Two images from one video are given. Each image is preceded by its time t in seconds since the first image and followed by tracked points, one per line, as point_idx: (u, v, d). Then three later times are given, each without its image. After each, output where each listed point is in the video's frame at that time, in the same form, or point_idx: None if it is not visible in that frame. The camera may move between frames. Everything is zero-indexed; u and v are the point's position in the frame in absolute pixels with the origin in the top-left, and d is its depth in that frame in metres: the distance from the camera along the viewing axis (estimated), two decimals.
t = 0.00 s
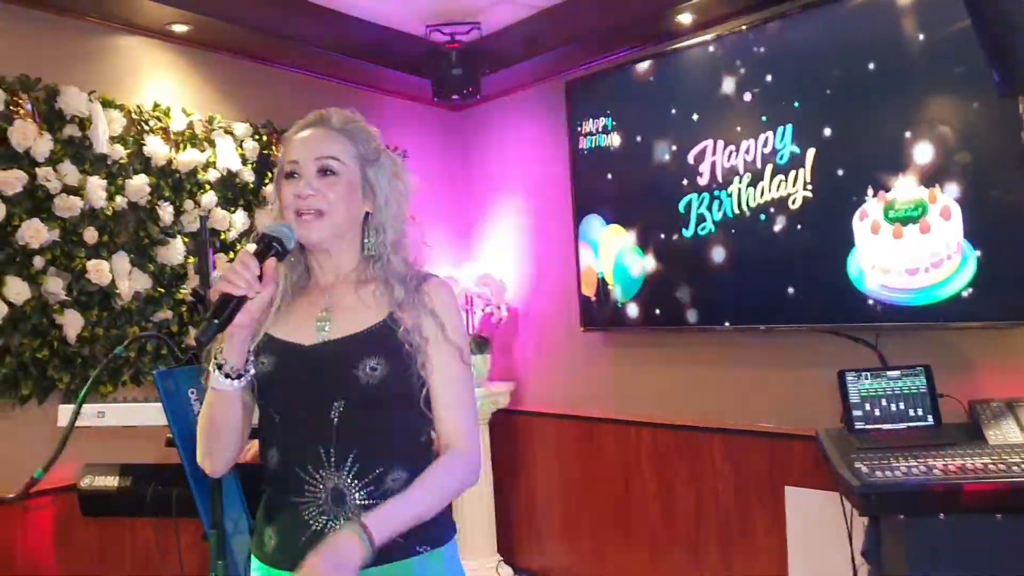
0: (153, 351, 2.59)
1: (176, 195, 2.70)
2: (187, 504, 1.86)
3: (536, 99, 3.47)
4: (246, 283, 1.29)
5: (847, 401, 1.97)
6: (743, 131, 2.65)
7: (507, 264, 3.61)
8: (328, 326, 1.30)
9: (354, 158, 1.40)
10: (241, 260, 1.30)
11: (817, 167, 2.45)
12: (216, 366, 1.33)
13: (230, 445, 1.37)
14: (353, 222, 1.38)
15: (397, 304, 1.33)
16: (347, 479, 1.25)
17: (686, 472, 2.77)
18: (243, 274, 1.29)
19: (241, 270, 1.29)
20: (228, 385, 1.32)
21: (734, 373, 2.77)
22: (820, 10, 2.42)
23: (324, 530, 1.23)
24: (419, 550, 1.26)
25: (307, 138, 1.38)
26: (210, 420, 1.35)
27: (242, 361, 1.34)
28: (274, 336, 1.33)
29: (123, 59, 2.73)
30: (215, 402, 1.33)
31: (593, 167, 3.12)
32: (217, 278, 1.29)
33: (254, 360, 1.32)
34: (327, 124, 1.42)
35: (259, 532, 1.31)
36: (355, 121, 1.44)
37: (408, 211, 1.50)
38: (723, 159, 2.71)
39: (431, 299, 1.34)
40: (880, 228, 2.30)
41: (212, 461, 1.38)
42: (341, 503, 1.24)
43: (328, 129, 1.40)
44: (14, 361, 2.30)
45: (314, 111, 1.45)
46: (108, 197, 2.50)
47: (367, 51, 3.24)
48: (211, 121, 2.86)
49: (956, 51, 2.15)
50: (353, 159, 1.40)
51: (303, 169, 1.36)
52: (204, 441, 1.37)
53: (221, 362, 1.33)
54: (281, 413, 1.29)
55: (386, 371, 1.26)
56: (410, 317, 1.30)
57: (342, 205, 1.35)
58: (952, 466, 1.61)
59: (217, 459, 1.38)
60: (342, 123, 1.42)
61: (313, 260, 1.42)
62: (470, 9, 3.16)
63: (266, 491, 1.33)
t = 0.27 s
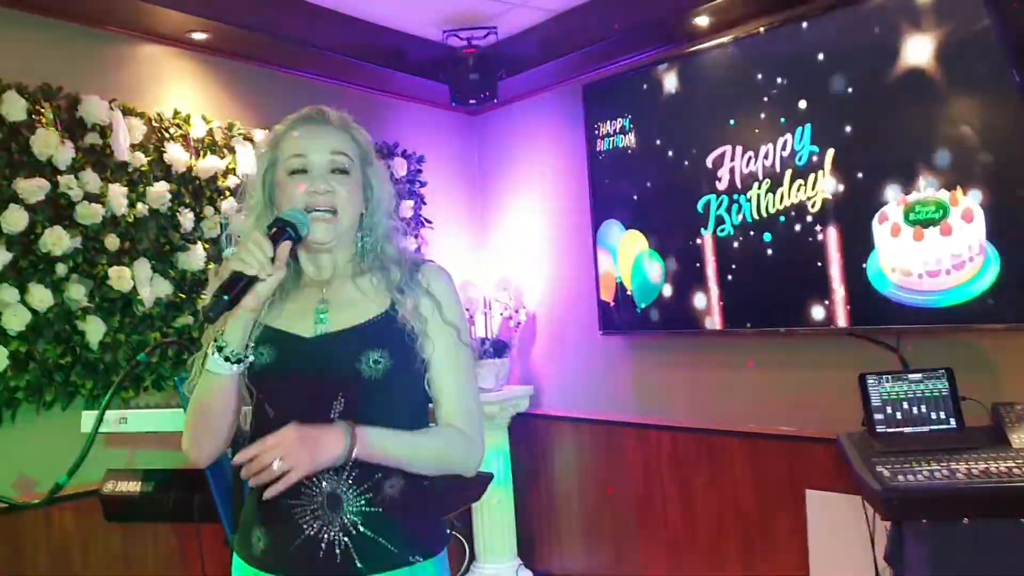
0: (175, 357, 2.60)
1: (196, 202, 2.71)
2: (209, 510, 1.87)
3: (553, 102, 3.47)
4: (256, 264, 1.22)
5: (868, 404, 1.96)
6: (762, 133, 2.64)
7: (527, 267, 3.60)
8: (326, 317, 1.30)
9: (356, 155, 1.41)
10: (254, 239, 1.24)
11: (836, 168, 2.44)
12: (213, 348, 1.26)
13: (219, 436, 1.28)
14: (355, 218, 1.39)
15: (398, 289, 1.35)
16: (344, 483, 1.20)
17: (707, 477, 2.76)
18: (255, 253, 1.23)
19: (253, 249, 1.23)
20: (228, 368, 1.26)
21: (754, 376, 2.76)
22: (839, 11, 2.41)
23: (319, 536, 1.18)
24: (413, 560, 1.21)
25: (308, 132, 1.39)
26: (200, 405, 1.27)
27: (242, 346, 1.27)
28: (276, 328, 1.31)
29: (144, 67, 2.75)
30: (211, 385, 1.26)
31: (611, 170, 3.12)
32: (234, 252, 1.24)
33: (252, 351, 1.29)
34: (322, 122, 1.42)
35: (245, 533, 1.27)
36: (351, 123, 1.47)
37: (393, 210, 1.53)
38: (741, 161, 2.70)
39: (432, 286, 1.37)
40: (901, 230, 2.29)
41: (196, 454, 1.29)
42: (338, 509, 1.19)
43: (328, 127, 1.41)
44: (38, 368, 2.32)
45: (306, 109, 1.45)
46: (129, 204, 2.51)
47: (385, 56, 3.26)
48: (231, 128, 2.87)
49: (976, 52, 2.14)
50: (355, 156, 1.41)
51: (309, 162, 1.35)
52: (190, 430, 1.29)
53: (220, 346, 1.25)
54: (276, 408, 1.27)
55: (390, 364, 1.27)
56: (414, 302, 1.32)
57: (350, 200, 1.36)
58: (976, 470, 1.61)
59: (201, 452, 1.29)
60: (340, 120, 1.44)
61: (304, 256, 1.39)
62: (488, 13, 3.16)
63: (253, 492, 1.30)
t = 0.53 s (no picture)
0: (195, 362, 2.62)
1: (216, 207, 2.73)
2: (229, 514, 1.87)
3: (571, 105, 3.48)
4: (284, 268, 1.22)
5: (890, 407, 1.95)
6: (780, 135, 2.63)
7: (541, 270, 3.62)
8: (341, 337, 1.29)
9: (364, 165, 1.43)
10: (283, 243, 1.23)
11: (855, 170, 2.43)
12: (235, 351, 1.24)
13: (228, 448, 1.25)
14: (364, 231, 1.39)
15: (412, 312, 1.37)
16: (358, 503, 1.22)
17: (727, 480, 2.75)
18: (288, 257, 1.22)
19: (284, 253, 1.22)
20: (250, 376, 1.22)
21: (774, 379, 2.74)
22: (857, 12, 2.40)
23: (329, 555, 1.20)
24: None
25: (314, 143, 1.40)
26: (214, 410, 1.24)
27: (265, 354, 1.24)
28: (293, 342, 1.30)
29: (163, 73, 2.77)
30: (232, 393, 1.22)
31: (628, 173, 3.11)
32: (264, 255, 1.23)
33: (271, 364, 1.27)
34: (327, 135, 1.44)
35: (245, 548, 1.24)
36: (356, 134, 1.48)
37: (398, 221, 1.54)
38: (760, 163, 2.69)
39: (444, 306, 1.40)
40: (921, 231, 2.28)
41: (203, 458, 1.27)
42: (351, 528, 1.20)
43: (335, 138, 1.42)
44: (60, 373, 2.34)
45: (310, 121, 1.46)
46: (149, 210, 2.53)
47: (403, 61, 3.27)
48: (250, 133, 2.89)
49: (997, 51, 2.13)
50: (364, 166, 1.43)
51: (318, 174, 1.37)
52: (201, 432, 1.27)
53: (245, 353, 1.23)
54: (291, 425, 1.25)
55: (411, 387, 1.28)
56: (429, 322, 1.35)
57: (360, 209, 1.37)
58: (1000, 473, 1.60)
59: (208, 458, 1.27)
60: (344, 131, 1.46)
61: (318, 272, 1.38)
62: (504, 17, 3.16)
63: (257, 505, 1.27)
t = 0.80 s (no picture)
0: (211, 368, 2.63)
1: (231, 215, 2.74)
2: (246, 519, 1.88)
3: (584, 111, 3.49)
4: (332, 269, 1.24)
5: (906, 411, 1.94)
6: (794, 140, 2.63)
7: (551, 278, 3.65)
8: (364, 346, 1.33)
9: (372, 170, 1.47)
10: (324, 246, 1.26)
11: (870, 174, 2.42)
12: (276, 358, 1.23)
13: (261, 460, 1.22)
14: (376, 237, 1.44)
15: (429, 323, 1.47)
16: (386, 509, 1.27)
17: (743, 486, 2.75)
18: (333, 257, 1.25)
19: (330, 255, 1.25)
20: (291, 381, 1.22)
21: (790, 384, 2.74)
22: (871, 15, 2.40)
23: (359, 560, 1.24)
24: None
25: (320, 151, 1.44)
26: (250, 421, 1.21)
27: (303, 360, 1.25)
28: (319, 350, 1.31)
29: (180, 82, 2.79)
30: (272, 401, 1.21)
31: (642, 178, 3.12)
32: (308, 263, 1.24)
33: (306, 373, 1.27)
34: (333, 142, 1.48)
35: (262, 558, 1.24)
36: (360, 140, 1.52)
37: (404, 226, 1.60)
38: (774, 167, 2.69)
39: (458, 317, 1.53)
40: (937, 234, 2.27)
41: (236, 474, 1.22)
42: (381, 534, 1.26)
43: (341, 145, 1.46)
44: (77, 380, 2.35)
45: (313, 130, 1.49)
46: (166, 218, 2.55)
47: (417, 68, 3.28)
48: (265, 141, 2.90)
49: (1012, 54, 2.12)
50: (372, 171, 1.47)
51: (332, 180, 1.40)
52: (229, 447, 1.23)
53: (285, 356, 1.23)
54: (320, 433, 1.27)
55: (436, 396, 1.35)
56: (444, 333, 1.48)
57: (372, 214, 1.41)
58: (1018, 478, 1.59)
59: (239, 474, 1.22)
60: (352, 135, 1.50)
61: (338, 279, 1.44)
62: (517, 24, 3.16)
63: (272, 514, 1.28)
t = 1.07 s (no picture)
0: (221, 374, 2.63)
1: (241, 220, 2.76)
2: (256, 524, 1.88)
3: (593, 116, 3.49)
4: (390, 281, 1.21)
5: (915, 415, 1.94)
6: (803, 143, 2.63)
7: (563, 281, 3.63)
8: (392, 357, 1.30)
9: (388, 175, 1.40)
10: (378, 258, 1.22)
11: (879, 177, 2.42)
12: (330, 372, 1.20)
13: (307, 472, 1.19)
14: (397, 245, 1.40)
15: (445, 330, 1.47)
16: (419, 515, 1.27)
17: (752, 490, 2.74)
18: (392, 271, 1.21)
19: (386, 267, 1.21)
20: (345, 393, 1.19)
21: (800, 387, 2.73)
22: (878, 19, 2.40)
23: (395, 567, 1.25)
24: None
25: (335, 160, 1.36)
26: (298, 433, 1.18)
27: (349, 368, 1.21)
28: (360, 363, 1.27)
29: (189, 89, 2.80)
30: (325, 415, 1.18)
31: (651, 182, 3.12)
32: (365, 278, 1.20)
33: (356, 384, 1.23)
34: (347, 150, 1.39)
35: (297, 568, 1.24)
36: (368, 143, 1.45)
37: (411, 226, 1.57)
38: (782, 170, 2.69)
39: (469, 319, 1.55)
40: (945, 238, 2.27)
41: (282, 487, 1.19)
42: (415, 540, 1.27)
43: (356, 152, 1.38)
44: (88, 386, 2.36)
45: (322, 138, 1.41)
46: (176, 224, 2.56)
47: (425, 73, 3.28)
48: (275, 147, 2.92)
49: (1020, 56, 2.11)
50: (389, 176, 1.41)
51: (355, 192, 1.33)
52: (273, 461, 1.19)
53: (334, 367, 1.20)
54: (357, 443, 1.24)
55: (464, 403, 1.35)
56: (460, 338, 1.50)
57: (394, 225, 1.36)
58: None
59: (286, 487, 1.19)
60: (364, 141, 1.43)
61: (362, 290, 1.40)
62: (525, 29, 3.17)
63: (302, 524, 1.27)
